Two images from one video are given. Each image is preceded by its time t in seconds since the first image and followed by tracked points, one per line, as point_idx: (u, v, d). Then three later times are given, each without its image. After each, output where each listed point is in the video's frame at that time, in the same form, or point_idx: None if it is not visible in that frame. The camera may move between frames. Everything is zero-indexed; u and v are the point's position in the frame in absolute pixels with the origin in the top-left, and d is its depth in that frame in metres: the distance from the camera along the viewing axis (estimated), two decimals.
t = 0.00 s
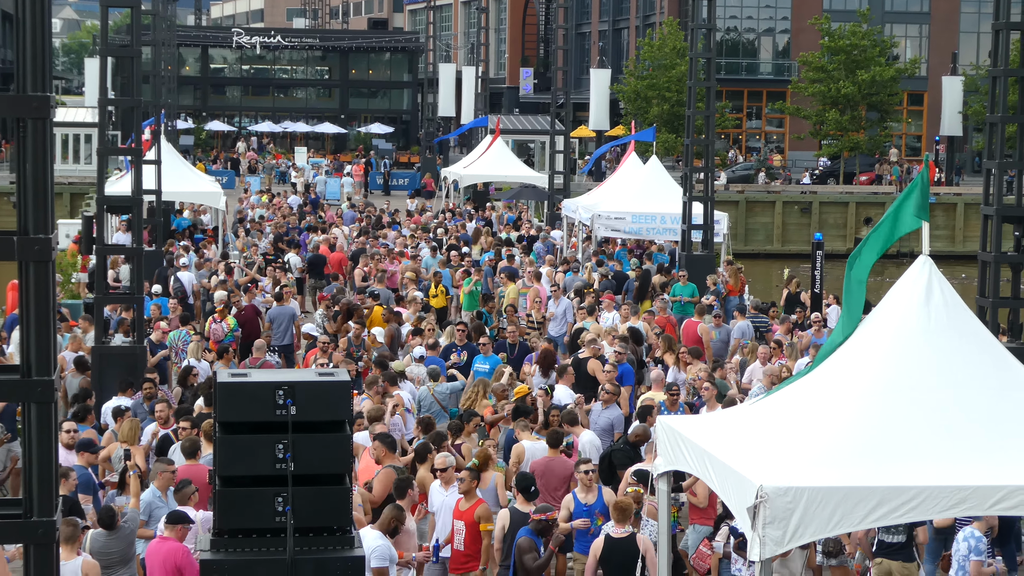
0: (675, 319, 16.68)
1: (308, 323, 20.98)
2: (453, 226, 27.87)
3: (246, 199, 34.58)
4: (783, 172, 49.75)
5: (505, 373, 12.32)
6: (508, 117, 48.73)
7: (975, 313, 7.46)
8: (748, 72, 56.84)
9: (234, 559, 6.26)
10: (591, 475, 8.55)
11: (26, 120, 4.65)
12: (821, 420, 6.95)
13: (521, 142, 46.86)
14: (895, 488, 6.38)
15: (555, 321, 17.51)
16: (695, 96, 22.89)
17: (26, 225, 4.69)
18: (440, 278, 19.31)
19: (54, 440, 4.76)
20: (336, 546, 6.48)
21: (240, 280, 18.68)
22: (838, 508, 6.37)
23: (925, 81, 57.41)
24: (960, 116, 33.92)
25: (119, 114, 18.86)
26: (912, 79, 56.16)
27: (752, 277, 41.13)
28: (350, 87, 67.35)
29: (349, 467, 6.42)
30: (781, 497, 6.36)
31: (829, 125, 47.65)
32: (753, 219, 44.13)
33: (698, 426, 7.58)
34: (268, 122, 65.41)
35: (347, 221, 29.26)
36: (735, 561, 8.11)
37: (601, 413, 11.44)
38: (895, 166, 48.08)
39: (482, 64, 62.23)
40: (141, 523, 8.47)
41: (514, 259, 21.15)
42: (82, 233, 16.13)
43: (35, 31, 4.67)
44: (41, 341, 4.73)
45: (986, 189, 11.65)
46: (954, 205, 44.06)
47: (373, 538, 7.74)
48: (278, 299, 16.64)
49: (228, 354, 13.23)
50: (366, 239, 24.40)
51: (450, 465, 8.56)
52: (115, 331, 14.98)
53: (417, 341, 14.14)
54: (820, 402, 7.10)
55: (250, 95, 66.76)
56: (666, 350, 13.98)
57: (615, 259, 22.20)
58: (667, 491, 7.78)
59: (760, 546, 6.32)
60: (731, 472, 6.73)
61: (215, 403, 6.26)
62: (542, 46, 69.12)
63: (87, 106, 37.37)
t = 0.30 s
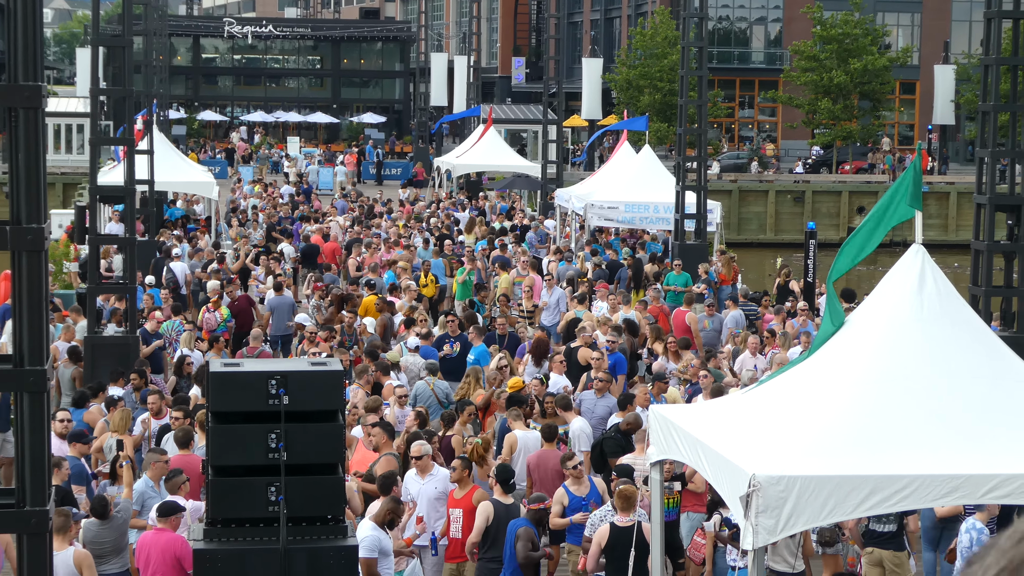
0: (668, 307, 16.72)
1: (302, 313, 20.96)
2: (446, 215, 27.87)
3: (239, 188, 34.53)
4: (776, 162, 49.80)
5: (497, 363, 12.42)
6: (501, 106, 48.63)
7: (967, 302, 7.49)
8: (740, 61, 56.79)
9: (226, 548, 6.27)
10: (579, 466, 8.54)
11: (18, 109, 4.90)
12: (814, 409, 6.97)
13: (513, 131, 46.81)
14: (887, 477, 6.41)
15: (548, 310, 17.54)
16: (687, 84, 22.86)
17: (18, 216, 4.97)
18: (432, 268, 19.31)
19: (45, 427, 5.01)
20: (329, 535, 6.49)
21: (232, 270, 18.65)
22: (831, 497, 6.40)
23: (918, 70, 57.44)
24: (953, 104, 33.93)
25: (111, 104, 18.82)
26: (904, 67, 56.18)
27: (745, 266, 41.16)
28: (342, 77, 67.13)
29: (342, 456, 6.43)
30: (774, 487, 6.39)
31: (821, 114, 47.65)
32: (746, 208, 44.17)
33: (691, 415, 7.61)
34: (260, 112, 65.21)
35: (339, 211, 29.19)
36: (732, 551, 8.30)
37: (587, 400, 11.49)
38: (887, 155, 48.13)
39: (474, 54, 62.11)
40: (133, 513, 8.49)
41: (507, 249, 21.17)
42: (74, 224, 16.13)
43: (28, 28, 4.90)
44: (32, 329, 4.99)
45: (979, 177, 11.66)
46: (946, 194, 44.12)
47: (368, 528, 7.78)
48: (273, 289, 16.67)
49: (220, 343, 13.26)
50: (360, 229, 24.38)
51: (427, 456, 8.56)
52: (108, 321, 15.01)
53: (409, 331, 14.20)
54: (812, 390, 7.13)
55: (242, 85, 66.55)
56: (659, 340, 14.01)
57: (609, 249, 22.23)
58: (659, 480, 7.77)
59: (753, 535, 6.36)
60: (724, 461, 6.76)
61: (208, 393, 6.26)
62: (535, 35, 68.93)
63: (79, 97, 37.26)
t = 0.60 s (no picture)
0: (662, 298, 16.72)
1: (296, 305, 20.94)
2: (441, 206, 27.85)
3: (233, 180, 34.48)
4: (771, 153, 49.83)
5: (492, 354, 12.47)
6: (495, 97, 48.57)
7: (961, 293, 7.52)
8: (734, 52, 56.78)
9: (220, 540, 6.28)
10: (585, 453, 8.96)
11: (11, 101, 5.06)
12: (808, 399, 6.98)
13: (508, 122, 46.77)
14: (880, 468, 6.42)
15: (543, 302, 17.57)
16: (681, 74, 22.85)
17: (12, 208, 5.12)
18: (427, 259, 19.30)
19: (39, 417, 5.15)
20: (323, 527, 6.50)
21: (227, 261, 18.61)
22: (824, 487, 6.43)
23: (912, 61, 57.48)
24: (947, 95, 33.94)
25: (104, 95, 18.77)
26: (898, 58, 56.22)
27: (739, 258, 41.16)
28: (337, 68, 67.03)
29: (336, 447, 6.44)
30: (768, 477, 6.41)
31: (816, 105, 47.61)
32: (739, 199, 44.28)
33: (685, 405, 7.63)
34: (255, 103, 65.08)
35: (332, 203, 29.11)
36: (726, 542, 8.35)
37: (583, 391, 11.48)
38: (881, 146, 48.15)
39: (469, 45, 62.03)
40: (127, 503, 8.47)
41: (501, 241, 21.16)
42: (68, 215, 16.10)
43: (21, 25, 5.13)
44: (26, 319, 5.13)
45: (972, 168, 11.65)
46: (941, 185, 44.02)
47: (367, 518, 7.83)
48: (267, 281, 16.66)
49: (213, 334, 13.22)
50: (353, 221, 24.33)
51: (411, 449, 8.59)
52: (102, 313, 14.98)
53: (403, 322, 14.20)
54: (808, 380, 7.14)
55: (236, 76, 66.33)
56: (651, 330, 14.02)
57: (603, 240, 22.23)
58: (653, 470, 7.80)
59: (747, 526, 6.39)
60: (718, 452, 6.78)
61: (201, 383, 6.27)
62: (529, 26, 68.82)
63: (72, 88, 37.18)
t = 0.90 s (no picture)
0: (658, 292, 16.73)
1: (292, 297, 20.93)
2: (437, 199, 27.84)
3: (229, 171, 34.44)
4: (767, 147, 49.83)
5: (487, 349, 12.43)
6: (492, 90, 48.50)
7: (958, 287, 7.53)
8: (731, 46, 56.72)
9: (214, 532, 6.26)
10: (599, 445, 9.04)
11: (8, 92, 5.06)
12: (805, 394, 7.00)
13: (504, 115, 46.71)
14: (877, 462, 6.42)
15: (539, 295, 17.63)
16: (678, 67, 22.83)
17: (8, 198, 5.12)
18: (423, 252, 19.29)
19: (34, 408, 5.12)
20: (317, 519, 6.50)
21: (224, 252, 18.62)
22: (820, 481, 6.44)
23: (909, 55, 57.49)
24: (944, 90, 33.93)
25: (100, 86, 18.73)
26: (895, 53, 56.21)
27: (735, 251, 41.19)
28: (333, 60, 66.87)
29: (332, 440, 6.43)
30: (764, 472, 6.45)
31: (813, 99, 47.52)
32: (736, 192, 44.27)
33: (681, 399, 7.64)
34: (251, 95, 64.99)
35: (328, 194, 29.09)
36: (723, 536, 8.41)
37: (580, 385, 11.39)
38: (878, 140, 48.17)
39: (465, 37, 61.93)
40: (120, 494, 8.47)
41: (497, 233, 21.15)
42: (63, 206, 16.06)
43: (19, 13, 5.12)
44: (23, 310, 5.12)
45: (969, 163, 11.66)
46: (936, 179, 44.10)
47: (367, 510, 7.92)
48: (264, 272, 16.65)
49: (208, 326, 13.19)
50: (349, 213, 24.33)
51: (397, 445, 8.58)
52: (97, 304, 14.95)
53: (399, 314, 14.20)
54: (803, 374, 7.17)
55: (233, 68, 66.20)
56: (646, 323, 14.04)
57: (599, 233, 22.24)
58: (649, 464, 7.80)
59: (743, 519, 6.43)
60: (714, 446, 6.81)
61: (196, 375, 6.27)
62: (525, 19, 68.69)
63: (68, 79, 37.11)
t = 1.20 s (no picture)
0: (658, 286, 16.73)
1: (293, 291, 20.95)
2: (437, 193, 27.84)
3: (229, 165, 34.45)
4: (767, 141, 49.88)
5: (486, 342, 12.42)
6: (491, 84, 48.45)
7: (958, 282, 7.55)
8: (731, 39, 56.73)
9: (215, 526, 6.27)
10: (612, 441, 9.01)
11: (8, 86, 5.08)
12: (805, 388, 6.98)
13: (504, 108, 46.68)
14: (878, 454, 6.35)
15: (539, 290, 17.66)
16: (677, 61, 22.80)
17: (7, 192, 5.12)
18: (424, 246, 19.28)
19: (34, 403, 5.13)
20: (318, 513, 6.52)
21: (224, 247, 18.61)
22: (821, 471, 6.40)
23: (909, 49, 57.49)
24: (943, 83, 33.87)
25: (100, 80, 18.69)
26: (894, 46, 56.19)
27: (735, 245, 41.17)
28: (333, 54, 66.87)
29: (331, 434, 6.44)
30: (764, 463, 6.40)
31: (813, 92, 47.47)
32: (735, 186, 44.28)
33: (680, 393, 7.62)
34: (251, 89, 65.03)
35: (328, 188, 29.06)
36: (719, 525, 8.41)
37: (580, 378, 11.45)
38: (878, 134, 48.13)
39: (465, 31, 61.89)
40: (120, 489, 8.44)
41: (498, 227, 21.15)
42: (63, 200, 16.05)
43: (18, 9, 5.14)
44: (22, 306, 5.14)
45: (969, 156, 11.63)
46: (936, 172, 44.07)
47: (372, 502, 7.99)
48: (264, 265, 16.65)
49: (208, 320, 13.21)
50: (349, 207, 24.32)
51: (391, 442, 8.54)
52: (97, 298, 14.95)
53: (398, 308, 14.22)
54: (804, 368, 7.18)
55: (234, 61, 66.24)
56: (646, 317, 14.05)
57: (599, 227, 22.25)
58: (649, 458, 7.81)
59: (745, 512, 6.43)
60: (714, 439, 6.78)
61: (197, 369, 6.28)
62: (525, 12, 68.67)
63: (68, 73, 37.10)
